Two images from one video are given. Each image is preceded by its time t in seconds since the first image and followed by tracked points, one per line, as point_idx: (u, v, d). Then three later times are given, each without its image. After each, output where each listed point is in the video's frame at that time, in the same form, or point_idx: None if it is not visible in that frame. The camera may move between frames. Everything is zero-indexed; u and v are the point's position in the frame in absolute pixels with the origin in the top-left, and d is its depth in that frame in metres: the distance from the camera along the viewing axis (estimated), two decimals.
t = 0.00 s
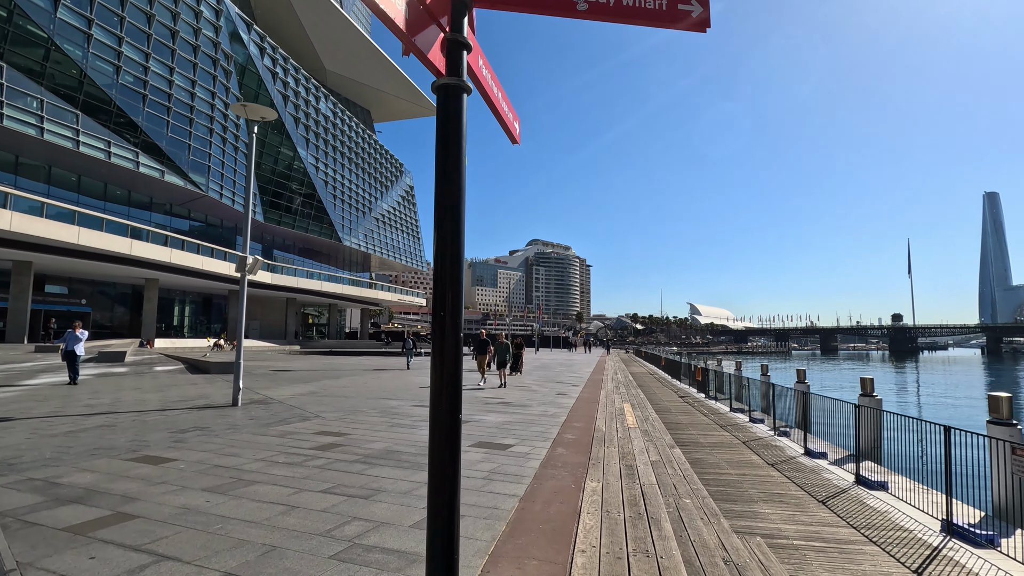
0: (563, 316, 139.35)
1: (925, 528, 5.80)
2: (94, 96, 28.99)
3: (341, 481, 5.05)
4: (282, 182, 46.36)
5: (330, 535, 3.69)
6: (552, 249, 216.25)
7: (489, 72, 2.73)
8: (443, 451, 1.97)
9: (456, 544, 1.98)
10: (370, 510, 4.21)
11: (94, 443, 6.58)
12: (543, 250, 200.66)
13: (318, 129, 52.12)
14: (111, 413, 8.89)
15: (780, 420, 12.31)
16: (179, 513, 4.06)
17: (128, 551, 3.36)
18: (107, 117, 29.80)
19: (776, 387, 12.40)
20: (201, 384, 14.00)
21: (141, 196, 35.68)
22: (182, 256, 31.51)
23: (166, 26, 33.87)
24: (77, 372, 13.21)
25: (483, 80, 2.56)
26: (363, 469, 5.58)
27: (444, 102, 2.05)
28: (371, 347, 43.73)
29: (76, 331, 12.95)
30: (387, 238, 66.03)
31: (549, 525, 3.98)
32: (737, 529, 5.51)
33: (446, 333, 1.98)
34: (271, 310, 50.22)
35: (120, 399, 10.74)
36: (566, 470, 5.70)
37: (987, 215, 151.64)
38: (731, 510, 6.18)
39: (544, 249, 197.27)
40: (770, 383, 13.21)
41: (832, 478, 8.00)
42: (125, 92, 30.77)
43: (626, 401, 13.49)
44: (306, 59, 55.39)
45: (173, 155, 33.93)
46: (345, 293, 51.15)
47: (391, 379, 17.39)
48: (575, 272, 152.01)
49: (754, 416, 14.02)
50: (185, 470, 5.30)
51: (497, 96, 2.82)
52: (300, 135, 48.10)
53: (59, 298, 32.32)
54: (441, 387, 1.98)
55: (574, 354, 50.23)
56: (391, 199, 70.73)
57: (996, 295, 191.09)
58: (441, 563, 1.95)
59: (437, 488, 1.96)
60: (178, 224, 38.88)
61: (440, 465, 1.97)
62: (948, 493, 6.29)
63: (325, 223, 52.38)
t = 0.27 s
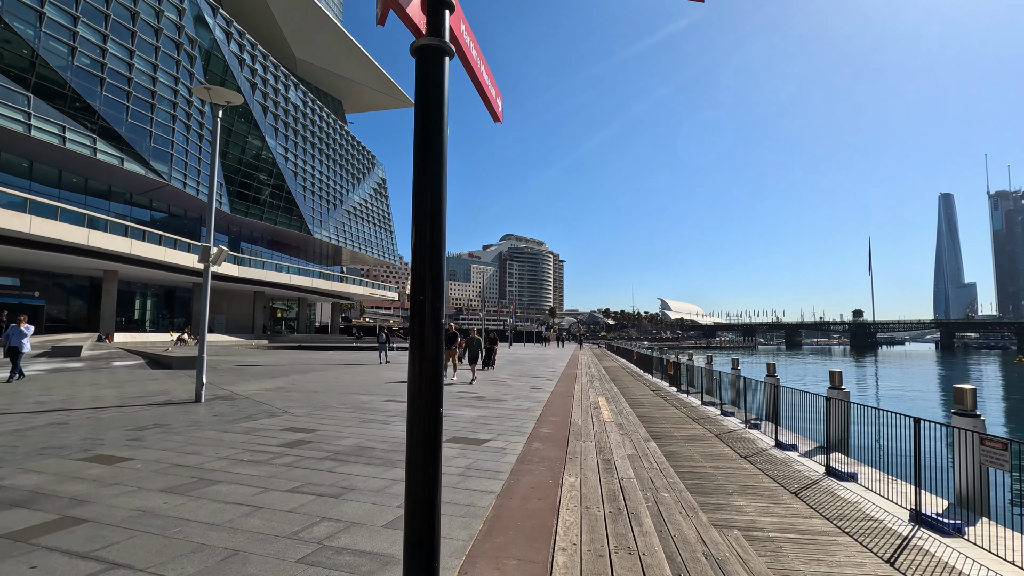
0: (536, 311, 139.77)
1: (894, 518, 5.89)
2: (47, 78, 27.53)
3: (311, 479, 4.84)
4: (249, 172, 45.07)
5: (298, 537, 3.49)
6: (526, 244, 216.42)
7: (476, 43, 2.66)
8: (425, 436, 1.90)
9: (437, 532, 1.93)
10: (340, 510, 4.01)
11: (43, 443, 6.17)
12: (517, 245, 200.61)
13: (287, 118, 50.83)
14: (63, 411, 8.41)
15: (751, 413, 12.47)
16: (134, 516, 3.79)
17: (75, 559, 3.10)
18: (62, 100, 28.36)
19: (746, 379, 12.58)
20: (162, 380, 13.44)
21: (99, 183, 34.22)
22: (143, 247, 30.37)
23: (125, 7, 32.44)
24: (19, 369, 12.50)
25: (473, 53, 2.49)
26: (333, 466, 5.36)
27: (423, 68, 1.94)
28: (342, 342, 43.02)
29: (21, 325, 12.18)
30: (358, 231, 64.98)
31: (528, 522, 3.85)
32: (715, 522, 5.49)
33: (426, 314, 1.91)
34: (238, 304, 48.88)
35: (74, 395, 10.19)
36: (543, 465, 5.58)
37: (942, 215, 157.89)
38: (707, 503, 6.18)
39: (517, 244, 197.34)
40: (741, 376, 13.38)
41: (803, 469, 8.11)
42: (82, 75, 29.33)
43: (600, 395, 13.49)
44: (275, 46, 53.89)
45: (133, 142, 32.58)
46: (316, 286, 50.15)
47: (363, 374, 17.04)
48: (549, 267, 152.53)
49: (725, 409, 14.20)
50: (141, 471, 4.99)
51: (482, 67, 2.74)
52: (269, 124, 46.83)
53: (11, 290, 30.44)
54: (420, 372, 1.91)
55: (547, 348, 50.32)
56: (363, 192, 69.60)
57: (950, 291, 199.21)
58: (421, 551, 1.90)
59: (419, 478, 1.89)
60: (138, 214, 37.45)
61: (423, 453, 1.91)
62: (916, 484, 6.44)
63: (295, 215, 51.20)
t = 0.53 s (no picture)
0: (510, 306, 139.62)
1: (869, 511, 5.93)
2: None
3: (280, 481, 4.58)
4: (215, 162, 43.61)
5: (265, 544, 3.26)
6: (499, 238, 215.68)
7: (469, 19, 2.67)
8: (416, 403, 2.09)
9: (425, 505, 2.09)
10: (312, 514, 3.79)
11: None
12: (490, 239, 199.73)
13: (255, 106, 49.39)
14: (9, 410, 7.87)
15: (725, 407, 12.52)
16: (84, 525, 3.50)
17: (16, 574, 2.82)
18: (12, 82, 26.82)
19: (721, 373, 12.65)
20: (119, 377, 12.78)
21: (53, 170, 32.67)
22: (101, 238, 29.17)
23: None
24: None
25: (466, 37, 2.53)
26: (304, 467, 5.10)
27: (411, 82, 2.19)
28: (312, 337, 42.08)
29: None
30: (329, 224, 63.70)
31: (510, 523, 3.71)
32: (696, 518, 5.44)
33: (415, 302, 2.10)
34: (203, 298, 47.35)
35: (22, 394, 9.57)
36: (524, 463, 5.43)
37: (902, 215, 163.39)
38: (687, 498, 6.13)
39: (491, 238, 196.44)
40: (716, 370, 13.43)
41: (778, 463, 8.16)
42: (33, 56, 27.78)
43: (577, 390, 13.38)
44: (242, 31, 52.20)
45: (90, 128, 31.10)
46: (285, 280, 48.93)
47: (334, 370, 16.58)
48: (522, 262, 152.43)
49: (700, 403, 14.25)
50: (93, 475, 4.65)
51: (474, 45, 2.77)
52: (235, 113, 45.42)
53: None
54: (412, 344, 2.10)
55: (521, 343, 50.16)
56: (334, 184, 68.22)
57: (908, 287, 206.74)
58: (411, 522, 2.06)
59: (409, 442, 2.08)
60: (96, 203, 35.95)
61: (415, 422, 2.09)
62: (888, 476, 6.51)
63: (263, 207, 49.83)
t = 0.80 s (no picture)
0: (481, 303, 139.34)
1: (839, 506, 5.99)
2: None
3: (240, 487, 4.32)
4: (176, 153, 42.05)
5: (221, 558, 3.02)
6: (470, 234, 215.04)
7: None
8: (384, 405, 1.97)
9: (398, 508, 1.98)
10: (273, 523, 3.56)
11: None
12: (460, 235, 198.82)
13: (218, 96, 47.83)
14: None
15: (694, 402, 12.63)
16: (16, 540, 3.19)
17: None
18: None
19: (690, 370, 12.76)
20: (68, 376, 12.06)
21: None
22: (52, 230, 27.79)
23: None
24: None
25: (444, 12, 2.46)
26: (265, 471, 4.83)
27: (382, 68, 2.05)
28: (278, 333, 41.07)
29: None
30: (296, 218, 62.26)
31: (485, 528, 3.55)
32: (671, 516, 5.39)
33: (384, 296, 1.97)
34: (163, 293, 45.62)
35: None
36: (498, 463, 5.29)
37: (860, 216, 169.42)
38: (660, 496, 6.09)
39: (461, 234, 195.58)
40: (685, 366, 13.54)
41: (748, 458, 8.23)
42: None
43: (548, 387, 13.33)
44: (204, 17, 50.40)
45: (40, 115, 29.54)
46: (249, 275, 47.60)
47: (300, 368, 16.10)
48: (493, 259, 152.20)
49: (669, 399, 14.36)
50: (31, 484, 4.29)
51: (451, 19, 2.64)
52: (197, 102, 43.86)
53: None
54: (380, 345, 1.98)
55: (491, 340, 50.04)
56: (302, 177, 66.67)
57: (864, 286, 214.74)
58: (380, 530, 1.96)
59: (377, 448, 1.97)
60: (47, 194, 34.21)
61: (385, 427, 1.98)
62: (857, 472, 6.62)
63: (227, 200, 48.30)
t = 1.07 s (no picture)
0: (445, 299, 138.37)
1: (800, 499, 6.06)
2: None
3: (180, 493, 3.99)
4: (125, 141, 39.99)
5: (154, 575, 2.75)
6: (435, 230, 213.16)
7: None
8: (320, 405, 1.84)
9: (337, 516, 1.85)
10: (216, 533, 3.28)
11: None
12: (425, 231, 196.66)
13: (171, 81, 45.74)
14: None
15: (658, 398, 12.70)
16: None
17: None
18: None
19: (654, 365, 12.86)
20: None
21: None
22: None
23: None
24: None
25: None
26: (212, 476, 4.50)
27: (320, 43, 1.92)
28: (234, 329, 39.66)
29: None
30: (254, 211, 60.28)
31: (447, 533, 3.37)
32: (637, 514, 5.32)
33: (323, 289, 1.85)
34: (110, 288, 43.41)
35: None
36: (461, 463, 5.10)
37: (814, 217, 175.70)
38: (625, 492, 6.02)
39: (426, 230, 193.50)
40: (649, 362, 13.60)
41: (711, 453, 8.28)
42: None
43: (513, 384, 13.19)
44: None
45: None
46: (204, 269, 45.80)
47: (255, 365, 15.47)
48: (458, 255, 151.33)
49: (633, 394, 14.42)
50: None
51: None
52: (148, 87, 41.81)
53: None
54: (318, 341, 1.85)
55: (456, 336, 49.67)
56: (260, 168, 64.56)
57: (816, 284, 223.51)
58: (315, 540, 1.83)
59: (312, 451, 1.83)
60: None
61: (322, 429, 1.84)
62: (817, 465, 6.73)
63: (180, 190, 46.30)
